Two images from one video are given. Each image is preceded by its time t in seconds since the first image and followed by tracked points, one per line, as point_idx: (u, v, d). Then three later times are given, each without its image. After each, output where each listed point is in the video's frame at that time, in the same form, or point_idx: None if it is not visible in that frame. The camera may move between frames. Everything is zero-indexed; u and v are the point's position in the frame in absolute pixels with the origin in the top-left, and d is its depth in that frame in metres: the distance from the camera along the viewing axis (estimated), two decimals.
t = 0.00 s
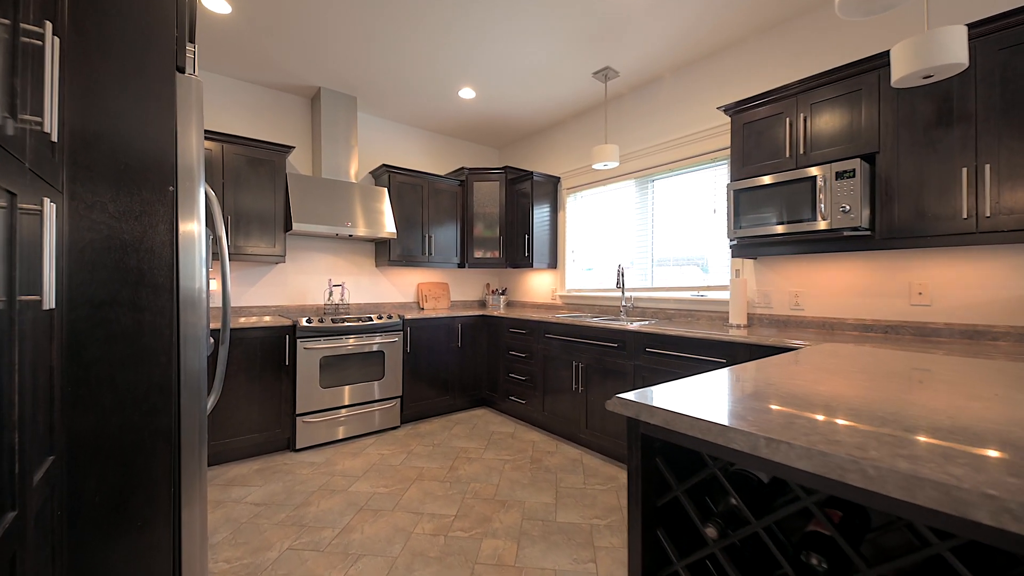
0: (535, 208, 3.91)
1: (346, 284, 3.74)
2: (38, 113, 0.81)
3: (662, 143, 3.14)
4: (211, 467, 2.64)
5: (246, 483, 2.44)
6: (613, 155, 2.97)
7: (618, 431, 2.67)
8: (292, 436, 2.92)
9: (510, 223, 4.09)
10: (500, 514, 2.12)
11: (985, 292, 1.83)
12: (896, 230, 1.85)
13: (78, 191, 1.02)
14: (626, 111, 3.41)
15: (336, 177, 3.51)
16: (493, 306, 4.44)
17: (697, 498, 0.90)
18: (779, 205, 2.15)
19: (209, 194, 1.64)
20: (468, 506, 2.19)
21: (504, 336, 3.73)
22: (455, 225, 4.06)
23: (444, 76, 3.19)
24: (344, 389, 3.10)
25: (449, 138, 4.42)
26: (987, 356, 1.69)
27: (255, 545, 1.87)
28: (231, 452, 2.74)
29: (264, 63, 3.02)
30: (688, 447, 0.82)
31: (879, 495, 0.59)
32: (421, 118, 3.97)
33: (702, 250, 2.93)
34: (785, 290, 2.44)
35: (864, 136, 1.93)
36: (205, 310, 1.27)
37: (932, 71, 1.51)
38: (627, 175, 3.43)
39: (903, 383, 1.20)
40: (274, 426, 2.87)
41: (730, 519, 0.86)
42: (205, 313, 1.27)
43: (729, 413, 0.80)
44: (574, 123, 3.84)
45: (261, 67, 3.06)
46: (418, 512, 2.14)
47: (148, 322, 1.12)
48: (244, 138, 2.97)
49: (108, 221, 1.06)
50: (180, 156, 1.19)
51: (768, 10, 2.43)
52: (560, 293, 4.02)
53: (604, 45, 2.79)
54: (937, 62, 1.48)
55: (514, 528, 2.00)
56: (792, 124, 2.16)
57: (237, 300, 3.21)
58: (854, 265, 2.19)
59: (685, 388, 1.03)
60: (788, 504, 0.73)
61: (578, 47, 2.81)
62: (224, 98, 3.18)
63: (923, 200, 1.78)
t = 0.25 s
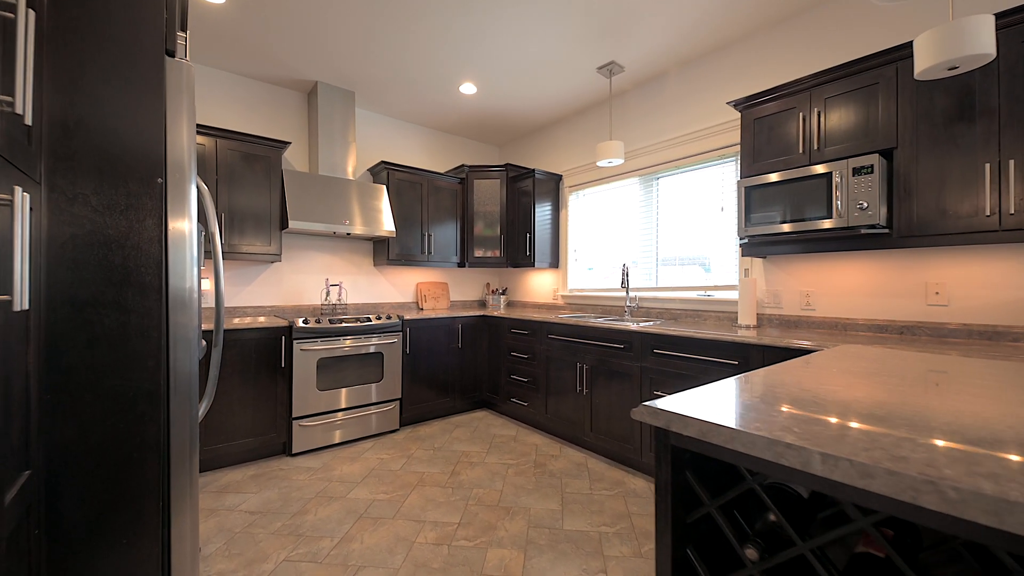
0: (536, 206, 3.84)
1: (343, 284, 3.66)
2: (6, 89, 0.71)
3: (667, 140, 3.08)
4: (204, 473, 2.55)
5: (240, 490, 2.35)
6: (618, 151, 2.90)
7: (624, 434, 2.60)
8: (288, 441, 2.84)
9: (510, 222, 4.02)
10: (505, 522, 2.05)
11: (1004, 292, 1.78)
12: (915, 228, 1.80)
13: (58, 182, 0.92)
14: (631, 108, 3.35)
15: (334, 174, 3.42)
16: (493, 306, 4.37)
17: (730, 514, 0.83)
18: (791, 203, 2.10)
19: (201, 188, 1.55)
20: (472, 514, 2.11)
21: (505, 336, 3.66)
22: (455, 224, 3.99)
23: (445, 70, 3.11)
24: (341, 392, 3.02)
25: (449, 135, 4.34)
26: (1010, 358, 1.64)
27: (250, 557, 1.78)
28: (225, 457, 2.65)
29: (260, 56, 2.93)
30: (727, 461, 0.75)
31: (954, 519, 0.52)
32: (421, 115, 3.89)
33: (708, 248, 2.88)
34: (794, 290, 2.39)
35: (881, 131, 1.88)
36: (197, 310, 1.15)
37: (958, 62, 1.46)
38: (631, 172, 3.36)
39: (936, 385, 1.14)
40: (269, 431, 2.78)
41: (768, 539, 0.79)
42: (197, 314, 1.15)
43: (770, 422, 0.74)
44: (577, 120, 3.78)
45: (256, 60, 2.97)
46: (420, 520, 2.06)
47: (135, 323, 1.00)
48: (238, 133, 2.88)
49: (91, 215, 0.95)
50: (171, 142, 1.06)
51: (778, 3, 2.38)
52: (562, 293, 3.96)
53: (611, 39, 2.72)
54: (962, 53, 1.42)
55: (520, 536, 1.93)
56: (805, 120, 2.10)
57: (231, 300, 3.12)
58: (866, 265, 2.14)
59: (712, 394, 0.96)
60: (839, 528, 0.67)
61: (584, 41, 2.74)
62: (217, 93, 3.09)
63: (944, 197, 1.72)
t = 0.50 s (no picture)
0: (538, 205, 3.78)
1: (341, 284, 3.58)
2: None
3: (673, 138, 3.03)
4: (197, 480, 2.47)
5: (235, 498, 2.27)
6: (623, 149, 2.85)
7: (630, 438, 2.55)
8: (285, 446, 2.76)
9: (512, 221, 3.95)
10: (510, 530, 1.98)
11: None
12: (933, 226, 1.75)
13: (36, 174, 0.79)
14: (635, 105, 3.29)
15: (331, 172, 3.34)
16: (493, 306, 4.30)
17: (771, 535, 0.77)
18: (804, 201, 2.05)
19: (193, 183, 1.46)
20: (476, 522, 2.05)
21: (506, 337, 3.59)
22: (455, 223, 3.92)
23: (446, 66, 3.04)
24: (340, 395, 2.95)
25: (448, 133, 4.27)
26: None
27: (245, 569, 1.71)
28: (219, 463, 2.56)
29: (255, 50, 2.85)
30: (772, 478, 0.69)
31: None
32: (420, 112, 3.82)
33: (714, 248, 2.83)
34: (805, 290, 2.34)
35: (897, 127, 1.83)
36: (188, 314, 1.05)
37: (984, 55, 1.42)
38: (635, 171, 3.31)
39: (971, 388, 1.09)
40: (265, 436, 2.70)
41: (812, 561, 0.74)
42: (187, 317, 1.05)
43: (818, 434, 0.68)
44: (580, 118, 3.72)
45: (252, 54, 2.89)
46: (422, 529, 1.99)
47: (121, 328, 0.90)
48: (233, 129, 2.80)
49: (74, 211, 0.84)
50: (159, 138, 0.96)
51: None
52: (564, 293, 3.90)
53: (617, 34, 2.66)
54: (988, 45, 1.37)
55: (527, 546, 1.87)
56: (817, 116, 2.05)
57: (226, 301, 3.03)
58: (879, 264, 2.10)
59: (743, 400, 0.91)
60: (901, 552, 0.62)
61: (590, 36, 2.68)
62: (211, 88, 3.00)
63: (965, 195, 1.68)
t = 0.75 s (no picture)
0: (540, 204, 3.71)
1: (338, 285, 3.49)
2: None
3: (678, 136, 2.97)
4: (190, 489, 2.38)
5: (228, 507, 2.18)
6: (628, 148, 2.79)
7: (636, 443, 2.49)
8: (281, 452, 2.68)
9: (512, 220, 3.88)
10: (516, 540, 1.91)
11: None
12: (953, 225, 1.70)
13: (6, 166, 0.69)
14: (639, 102, 3.23)
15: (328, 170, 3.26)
16: (494, 307, 4.24)
17: (818, 561, 0.71)
18: (817, 200, 2.00)
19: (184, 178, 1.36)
20: (479, 531, 1.98)
21: (507, 339, 3.52)
22: (455, 223, 3.84)
23: (447, 61, 2.96)
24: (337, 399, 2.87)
25: (447, 131, 4.20)
26: None
27: None
28: (212, 470, 2.47)
29: (250, 45, 2.76)
30: (821, 503, 0.63)
31: None
32: (419, 109, 3.74)
33: (721, 248, 2.78)
34: (815, 292, 2.29)
35: (914, 124, 1.78)
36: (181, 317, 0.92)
37: (1008, 50, 1.37)
38: (640, 169, 3.25)
39: (1006, 395, 1.04)
40: (260, 442, 2.62)
41: None
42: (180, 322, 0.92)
43: (873, 455, 0.62)
44: (582, 116, 3.66)
45: (246, 49, 2.80)
46: (424, 540, 1.92)
47: (103, 334, 0.77)
48: (226, 125, 2.71)
49: (51, 208, 0.72)
50: (150, 127, 0.83)
51: None
52: (566, 294, 3.84)
53: (623, 30, 2.60)
54: (1013, 40, 1.32)
55: (533, 557, 1.80)
56: (830, 113, 2.00)
57: (220, 303, 2.94)
58: (893, 266, 2.05)
59: (777, 412, 0.85)
60: None
61: (596, 31, 2.61)
62: (203, 83, 2.91)
63: (986, 193, 1.63)
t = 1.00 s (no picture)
0: (541, 203, 3.65)
1: (335, 284, 3.42)
2: None
3: (683, 133, 2.91)
4: (181, 495, 2.30)
5: (221, 515, 2.10)
6: (632, 144, 2.73)
7: (642, 446, 2.43)
8: (276, 456, 2.60)
9: (513, 219, 3.82)
10: (520, 548, 1.85)
11: None
12: (972, 222, 1.65)
13: None
14: (643, 98, 3.18)
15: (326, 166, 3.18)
16: (494, 307, 4.17)
17: None
18: (830, 197, 1.95)
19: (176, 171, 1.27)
20: (482, 539, 1.91)
21: (508, 340, 3.46)
22: (455, 222, 3.77)
23: (448, 55, 2.89)
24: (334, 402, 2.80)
25: (447, 128, 4.13)
26: None
27: None
28: (204, 476, 2.39)
29: (245, 38, 2.69)
30: (876, 523, 0.57)
31: None
32: (418, 105, 3.67)
33: (727, 247, 2.72)
34: (825, 291, 2.24)
35: (931, 118, 1.73)
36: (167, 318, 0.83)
37: None
38: (643, 167, 3.19)
39: None
40: (255, 447, 2.54)
41: None
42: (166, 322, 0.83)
43: (934, 471, 0.56)
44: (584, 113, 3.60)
45: (241, 41, 2.72)
46: (425, 549, 1.85)
47: (82, 337, 0.69)
48: (220, 120, 2.63)
49: (24, 199, 0.64)
50: (139, 111, 0.74)
51: None
52: (567, 294, 3.78)
53: (629, 24, 2.54)
54: None
55: (539, 566, 1.74)
56: (843, 107, 1.95)
57: (213, 303, 2.86)
58: (907, 265, 2.00)
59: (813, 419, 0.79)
60: None
61: (602, 25, 2.55)
62: (196, 76, 2.83)
63: (1007, 189, 1.58)
